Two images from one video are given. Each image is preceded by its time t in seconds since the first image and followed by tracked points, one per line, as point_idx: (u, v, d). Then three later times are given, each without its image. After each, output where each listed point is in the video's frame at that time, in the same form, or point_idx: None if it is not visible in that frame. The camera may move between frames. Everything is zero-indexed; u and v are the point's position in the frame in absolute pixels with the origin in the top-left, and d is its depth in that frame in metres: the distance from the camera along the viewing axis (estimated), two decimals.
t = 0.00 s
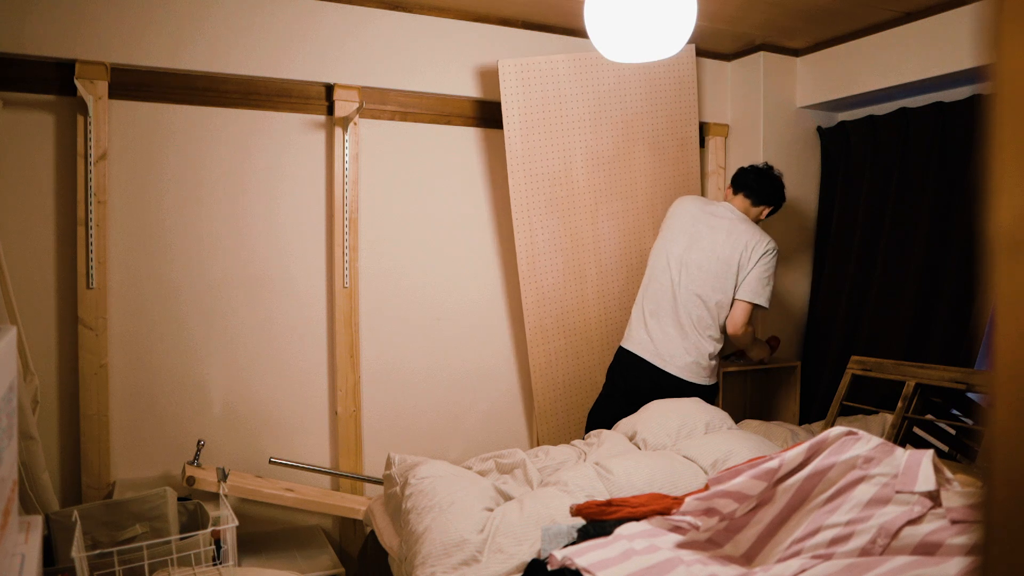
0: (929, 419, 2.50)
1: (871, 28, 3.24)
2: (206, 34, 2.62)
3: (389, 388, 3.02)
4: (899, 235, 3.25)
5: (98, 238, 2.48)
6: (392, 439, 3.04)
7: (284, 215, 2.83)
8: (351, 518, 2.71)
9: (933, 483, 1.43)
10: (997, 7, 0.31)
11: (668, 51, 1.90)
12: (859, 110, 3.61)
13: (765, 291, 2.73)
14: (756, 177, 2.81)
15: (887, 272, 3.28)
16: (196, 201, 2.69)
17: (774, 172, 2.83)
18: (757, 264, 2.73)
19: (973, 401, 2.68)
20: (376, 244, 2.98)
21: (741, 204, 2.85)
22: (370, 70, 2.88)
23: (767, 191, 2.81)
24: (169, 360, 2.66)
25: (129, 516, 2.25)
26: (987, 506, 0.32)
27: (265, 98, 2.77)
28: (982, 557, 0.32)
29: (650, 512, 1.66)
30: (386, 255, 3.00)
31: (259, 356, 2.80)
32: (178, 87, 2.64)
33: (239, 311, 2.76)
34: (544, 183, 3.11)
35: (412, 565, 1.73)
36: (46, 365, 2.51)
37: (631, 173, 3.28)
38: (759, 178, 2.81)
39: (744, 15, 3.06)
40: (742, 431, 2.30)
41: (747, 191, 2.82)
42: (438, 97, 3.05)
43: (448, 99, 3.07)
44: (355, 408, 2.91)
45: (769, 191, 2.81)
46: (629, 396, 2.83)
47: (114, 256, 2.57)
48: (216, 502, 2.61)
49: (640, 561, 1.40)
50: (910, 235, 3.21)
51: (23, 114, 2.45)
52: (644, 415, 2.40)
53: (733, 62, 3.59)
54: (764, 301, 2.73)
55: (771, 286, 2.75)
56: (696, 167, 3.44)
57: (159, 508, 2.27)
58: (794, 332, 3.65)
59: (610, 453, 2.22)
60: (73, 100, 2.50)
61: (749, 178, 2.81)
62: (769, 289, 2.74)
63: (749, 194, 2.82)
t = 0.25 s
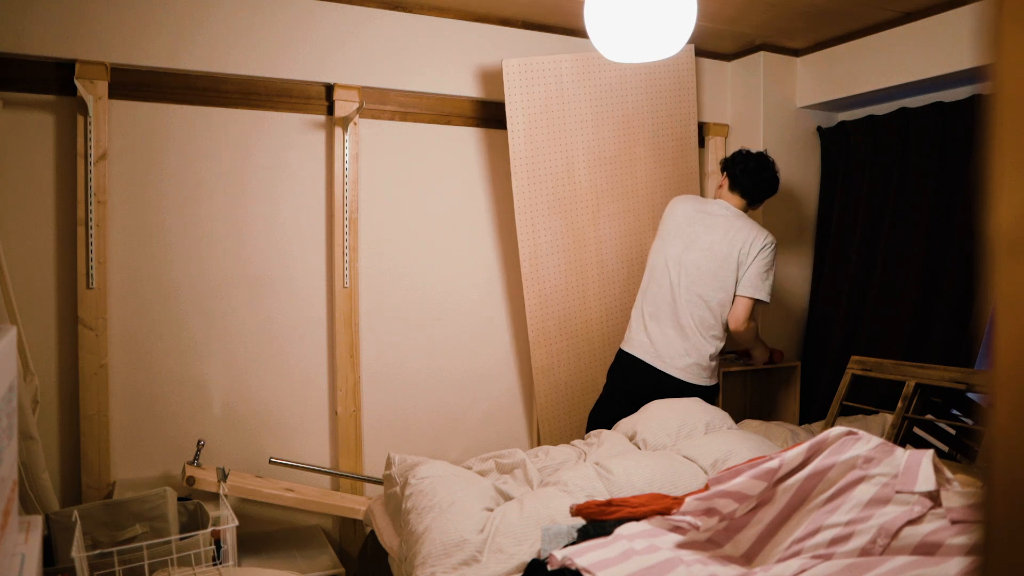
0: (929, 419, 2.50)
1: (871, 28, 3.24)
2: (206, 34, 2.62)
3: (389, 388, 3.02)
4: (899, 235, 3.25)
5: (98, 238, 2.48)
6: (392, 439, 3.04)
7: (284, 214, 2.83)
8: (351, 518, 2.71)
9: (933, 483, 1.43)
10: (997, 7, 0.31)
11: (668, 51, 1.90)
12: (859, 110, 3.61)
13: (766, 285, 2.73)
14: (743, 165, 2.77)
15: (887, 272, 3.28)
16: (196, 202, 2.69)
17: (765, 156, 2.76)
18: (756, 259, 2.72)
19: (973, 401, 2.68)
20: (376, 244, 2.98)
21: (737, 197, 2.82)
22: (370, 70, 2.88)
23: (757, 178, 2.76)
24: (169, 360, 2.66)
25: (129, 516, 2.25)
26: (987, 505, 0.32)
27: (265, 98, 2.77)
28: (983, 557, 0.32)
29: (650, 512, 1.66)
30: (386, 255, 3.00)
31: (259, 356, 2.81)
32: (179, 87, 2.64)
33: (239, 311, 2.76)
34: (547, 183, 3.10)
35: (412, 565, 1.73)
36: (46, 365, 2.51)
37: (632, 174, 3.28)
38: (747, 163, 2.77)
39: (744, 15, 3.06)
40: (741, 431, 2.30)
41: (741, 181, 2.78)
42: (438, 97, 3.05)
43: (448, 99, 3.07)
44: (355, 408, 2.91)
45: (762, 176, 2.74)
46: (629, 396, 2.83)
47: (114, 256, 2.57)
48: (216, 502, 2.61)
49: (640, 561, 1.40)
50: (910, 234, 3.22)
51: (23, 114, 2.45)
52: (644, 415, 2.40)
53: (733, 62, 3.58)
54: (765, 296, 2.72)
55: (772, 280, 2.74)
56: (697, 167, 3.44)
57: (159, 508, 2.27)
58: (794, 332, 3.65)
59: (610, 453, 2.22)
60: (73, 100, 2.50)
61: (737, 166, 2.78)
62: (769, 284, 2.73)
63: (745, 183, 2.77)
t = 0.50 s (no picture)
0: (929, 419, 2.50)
1: (871, 28, 3.24)
2: (206, 33, 2.62)
3: (389, 388, 3.02)
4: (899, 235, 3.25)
5: (98, 238, 2.48)
6: (392, 439, 3.04)
7: (284, 214, 2.83)
8: (351, 518, 2.70)
9: (933, 483, 1.43)
10: (997, 8, 0.31)
11: (668, 51, 1.90)
12: (859, 110, 3.61)
13: (766, 282, 2.74)
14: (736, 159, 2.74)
15: (887, 272, 3.28)
16: (196, 202, 2.69)
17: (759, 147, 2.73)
18: (756, 259, 2.73)
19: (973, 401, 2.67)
20: (376, 244, 2.97)
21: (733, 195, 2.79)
22: (370, 70, 2.88)
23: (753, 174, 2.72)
24: (169, 360, 2.66)
25: (129, 516, 2.25)
26: (987, 506, 0.32)
27: (265, 98, 2.77)
28: (983, 557, 0.32)
29: (650, 512, 1.66)
30: (386, 255, 3.00)
31: (259, 356, 2.80)
32: (179, 87, 2.64)
33: (239, 311, 2.76)
34: (547, 184, 3.10)
35: (412, 565, 1.73)
36: (46, 365, 2.51)
37: (632, 173, 3.28)
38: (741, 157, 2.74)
39: (744, 15, 3.06)
40: (741, 431, 2.30)
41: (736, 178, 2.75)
42: (438, 97, 3.05)
43: (448, 99, 3.07)
44: (355, 408, 2.90)
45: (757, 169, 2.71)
46: (629, 396, 2.83)
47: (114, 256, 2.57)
48: (216, 502, 2.61)
49: (640, 561, 1.40)
50: (910, 234, 3.22)
51: (23, 114, 2.45)
52: (644, 415, 2.39)
53: (733, 62, 3.58)
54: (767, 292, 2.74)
55: (772, 276, 2.75)
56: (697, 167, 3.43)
57: (159, 508, 2.27)
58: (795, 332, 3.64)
59: (610, 453, 2.22)
60: (73, 100, 2.50)
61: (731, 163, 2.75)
62: (769, 280, 2.75)
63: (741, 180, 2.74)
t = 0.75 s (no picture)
0: (930, 419, 2.50)
1: (871, 28, 3.24)
2: (206, 33, 2.62)
3: (389, 388, 3.02)
4: (899, 235, 3.25)
5: (98, 238, 2.48)
6: (392, 439, 3.04)
7: (284, 214, 2.83)
8: (351, 518, 2.71)
9: (933, 483, 1.43)
10: (996, 10, 0.31)
11: (668, 51, 1.90)
12: (859, 110, 3.61)
13: (770, 277, 2.77)
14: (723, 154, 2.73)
15: (887, 272, 3.28)
16: (196, 202, 2.69)
17: (750, 139, 2.71)
18: (756, 252, 2.74)
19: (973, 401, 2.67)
20: (376, 244, 2.98)
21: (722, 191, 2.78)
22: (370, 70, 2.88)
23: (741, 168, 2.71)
24: (169, 360, 2.66)
25: (129, 516, 2.25)
26: (986, 505, 0.33)
27: (265, 98, 2.77)
28: (983, 557, 0.32)
29: (650, 512, 1.66)
30: (386, 256, 3.00)
31: (259, 355, 2.81)
32: (179, 87, 2.64)
33: (239, 311, 2.76)
34: (544, 184, 3.10)
35: (412, 565, 1.73)
36: (46, 365, 2.51)
37: (631, 174, 3.27)
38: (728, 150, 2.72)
39: (744, 15, 3.06)
40: (741, 431, 2.30)
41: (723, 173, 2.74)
42: (438, 97, 3.05)
43: (448, 99, 3.07)
44: (355, 408, 2.90)
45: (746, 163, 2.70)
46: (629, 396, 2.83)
47: (113, 256, 2.57)
48: (216, 502, 2.61)
49: (640, 561, 1.40)
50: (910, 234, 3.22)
51: (23, 114, 2.45)
52: (644, 415, 2.39)
53: (733, 62, 3.56)
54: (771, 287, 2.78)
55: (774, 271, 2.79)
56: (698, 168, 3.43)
57: (159, 508, 2.27)
58: (795, 332, 3.64)
59: (610, 453, 2.22)
60: (73, 100, 2.50)
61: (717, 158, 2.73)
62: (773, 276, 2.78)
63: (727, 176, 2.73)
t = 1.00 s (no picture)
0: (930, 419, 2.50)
1: (871, 28, 3.24)
2: (206, 33, 2.62)
3: (389, 388, 3.02)
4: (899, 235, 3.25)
5: (98, 239, 2.48)
6: (392, 439, 3.04)
7: (284, 214, 2.83)
8: (351, 518, 2.70)
9: (933, 483, 1.43)
10: (997, 10, 0.31)
11: (669, 51, 1.90)
12: (860, 110, 3.61)
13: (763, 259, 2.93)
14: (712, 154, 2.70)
15: (887, 272, 3.28)
16: (196, 202, 2.69)
17: (735, 132, 2.71)
18: (753, 246, 2.75)
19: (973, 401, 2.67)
20: (376, 244, 2.98)
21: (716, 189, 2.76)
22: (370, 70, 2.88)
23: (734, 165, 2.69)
24: (169, 360, 2.66)
25: (129, 516, 2.25)
26: (987, 504, 0.32)
27: (265, 98, 2.77)
28: (983, 557, 0.32)
29: (650, 512, 1.66)
30: (386, 256, 3.00)
31: (259, 355, 2.81)
32: (179, 87, 2.64)
33: (239, 311, 2.76)
34: (542, 188, 3.10)
35: (412, 565, 1.73)
36: (46, 365, 2.51)
37: (630, 174, 3.26)
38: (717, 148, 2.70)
39: (744, 15, 3.06)
40: (741, 431, 2.30)
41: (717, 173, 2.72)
42: (439, 97, 3.05)
43: (448, 99, 3.07)
44: (355, 408, 2.90)
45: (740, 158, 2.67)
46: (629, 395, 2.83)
47: (113, 256, 2.57)
48: (216, 502, 2.61)
49: (640, 561, 1.40)
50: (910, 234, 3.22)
51: (24, 114, 2.45)
52: (644, 415, 2.39)
53: (733, 62, 3.57)
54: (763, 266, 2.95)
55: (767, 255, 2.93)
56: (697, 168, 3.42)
57: (159, 508, 2.27)
58: (795, 331, 3.64)
59: (610, 453, 2.22)
60: (73, 100, 2.50)
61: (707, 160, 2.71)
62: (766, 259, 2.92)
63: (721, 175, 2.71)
